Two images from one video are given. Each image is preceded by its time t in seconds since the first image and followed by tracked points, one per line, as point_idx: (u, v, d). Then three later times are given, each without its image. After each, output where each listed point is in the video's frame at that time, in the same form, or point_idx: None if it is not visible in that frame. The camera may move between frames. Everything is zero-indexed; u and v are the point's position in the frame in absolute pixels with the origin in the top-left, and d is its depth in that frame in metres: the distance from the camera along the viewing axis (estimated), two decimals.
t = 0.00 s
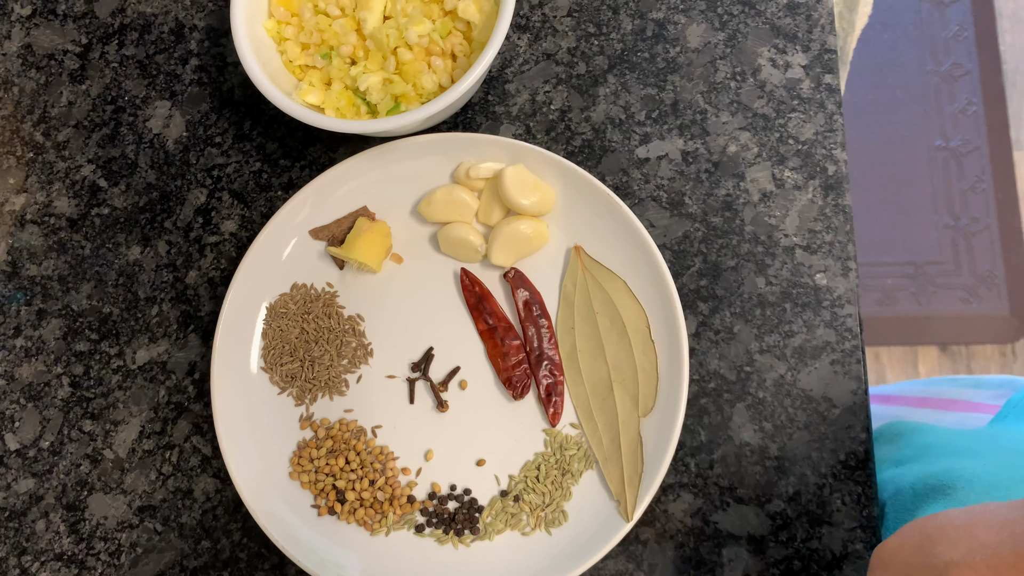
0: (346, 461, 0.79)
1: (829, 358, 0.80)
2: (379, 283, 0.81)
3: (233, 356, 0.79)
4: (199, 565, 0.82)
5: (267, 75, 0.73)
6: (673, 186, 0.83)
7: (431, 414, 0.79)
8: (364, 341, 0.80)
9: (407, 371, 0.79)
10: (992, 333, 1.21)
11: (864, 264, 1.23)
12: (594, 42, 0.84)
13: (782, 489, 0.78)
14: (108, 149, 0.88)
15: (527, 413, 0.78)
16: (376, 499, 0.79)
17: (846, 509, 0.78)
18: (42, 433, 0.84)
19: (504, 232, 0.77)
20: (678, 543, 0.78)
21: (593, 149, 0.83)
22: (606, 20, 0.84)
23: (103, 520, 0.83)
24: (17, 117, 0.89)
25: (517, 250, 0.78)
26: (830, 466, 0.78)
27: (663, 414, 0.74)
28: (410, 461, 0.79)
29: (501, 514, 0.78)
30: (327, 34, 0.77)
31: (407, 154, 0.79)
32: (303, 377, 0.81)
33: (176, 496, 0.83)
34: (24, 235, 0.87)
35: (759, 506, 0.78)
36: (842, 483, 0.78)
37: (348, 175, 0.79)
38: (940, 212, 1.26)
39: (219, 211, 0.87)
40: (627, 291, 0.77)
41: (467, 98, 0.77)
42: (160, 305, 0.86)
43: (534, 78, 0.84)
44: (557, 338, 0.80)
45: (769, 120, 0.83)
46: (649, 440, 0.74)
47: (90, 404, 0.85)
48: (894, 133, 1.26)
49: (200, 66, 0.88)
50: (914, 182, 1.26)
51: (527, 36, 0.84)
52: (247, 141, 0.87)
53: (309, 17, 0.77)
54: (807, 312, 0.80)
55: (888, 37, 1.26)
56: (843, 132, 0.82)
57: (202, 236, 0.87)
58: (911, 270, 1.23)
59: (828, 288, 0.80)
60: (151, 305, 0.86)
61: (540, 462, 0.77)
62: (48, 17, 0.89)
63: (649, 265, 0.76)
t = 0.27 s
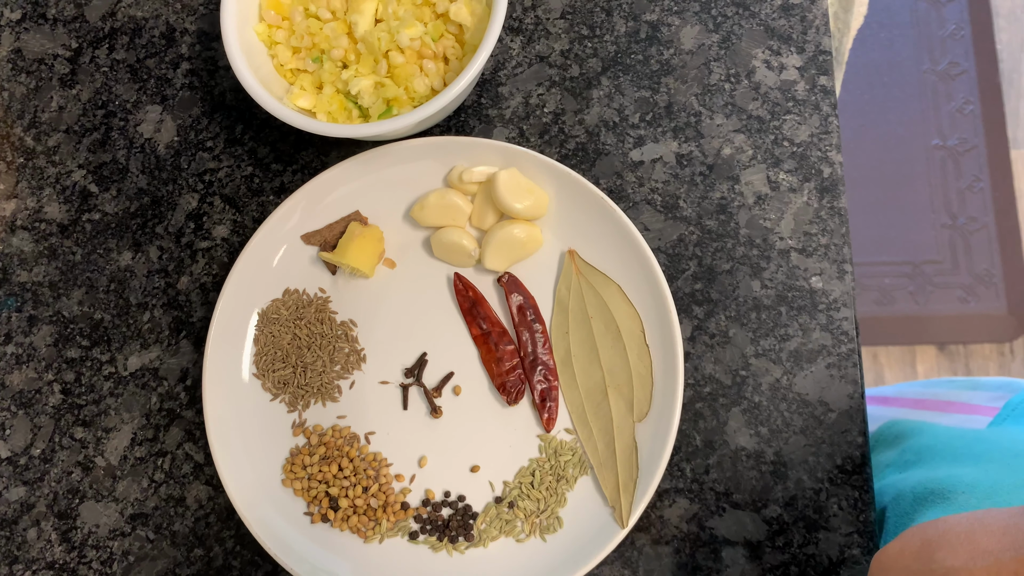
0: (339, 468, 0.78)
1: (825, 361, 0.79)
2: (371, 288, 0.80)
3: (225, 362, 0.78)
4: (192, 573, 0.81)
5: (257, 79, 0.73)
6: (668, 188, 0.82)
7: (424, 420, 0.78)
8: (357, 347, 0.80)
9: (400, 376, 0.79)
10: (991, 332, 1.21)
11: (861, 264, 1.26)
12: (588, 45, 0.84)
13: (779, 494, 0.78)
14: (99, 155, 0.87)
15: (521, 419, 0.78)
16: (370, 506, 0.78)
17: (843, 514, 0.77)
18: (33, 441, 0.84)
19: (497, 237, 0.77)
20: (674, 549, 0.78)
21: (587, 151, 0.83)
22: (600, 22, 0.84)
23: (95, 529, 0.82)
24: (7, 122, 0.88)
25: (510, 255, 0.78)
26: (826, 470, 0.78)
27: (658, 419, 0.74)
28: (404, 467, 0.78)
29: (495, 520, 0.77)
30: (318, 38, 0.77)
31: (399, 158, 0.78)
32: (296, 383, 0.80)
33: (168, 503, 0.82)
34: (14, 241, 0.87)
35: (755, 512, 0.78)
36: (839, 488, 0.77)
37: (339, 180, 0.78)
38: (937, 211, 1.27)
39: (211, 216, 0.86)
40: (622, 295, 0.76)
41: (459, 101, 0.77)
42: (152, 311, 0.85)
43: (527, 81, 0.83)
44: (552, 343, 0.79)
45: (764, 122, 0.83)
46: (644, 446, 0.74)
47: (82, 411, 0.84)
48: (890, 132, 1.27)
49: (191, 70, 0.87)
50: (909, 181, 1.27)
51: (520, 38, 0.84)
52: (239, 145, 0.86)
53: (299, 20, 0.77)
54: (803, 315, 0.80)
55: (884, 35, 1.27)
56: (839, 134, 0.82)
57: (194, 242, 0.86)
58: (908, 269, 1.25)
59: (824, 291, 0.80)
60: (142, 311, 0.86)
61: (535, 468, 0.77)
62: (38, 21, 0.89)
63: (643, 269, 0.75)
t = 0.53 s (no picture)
0: (340, 467, 0.79)
1: (824, 358, 0.79)
2: (372, 287, 0.80)
3: (226, 361, 0.79)
4: (193, 572, 0.81)
5: (257, 78, 0.73)
6: (667, 186, 0.82)
7: (425, 419, 0.78)
8: (357, 345, 0.80)
9: (401, 375, 0.79)
10: (990, 330, 1.22)
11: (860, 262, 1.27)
12: (587, 43, 0.84)
13: (779, 490, 0.78)
14: (99, 154, 0.87)
15: (521, 416, 0.78)
16: (371, 504, 0.78)
17: (843, 510, 0.77)
18: (34, 441, 0.84)
19: (497, 235, 0.77)
20: (675, 546, 0.78)
21: (587, 150, 0.83)
22: (599, 21, 0.84)
23: (96, 528, 0.82)
24: (6, 122, 0.88)
25: (510, 253, 0.78)
26: (826, 467, 0.78)
27: (658, 416, 0.74)
28: (405, 466, 0.79)
29: (496, 518, 0.78)
30: (318, 37, 0.77)
31: (399, 157, 0.78)
32: (297, 382, 0.80)
33: (170, 502, 0.82)
34: (14, 241, 0.87)
35: (756, 508, 0.78)
36: (838, 484, 0.78)
37: (339, 179, 0.78)
38: (936, 208, 1.27)
39: (211, 216, 0.86)
40: (621, 293, 0.76)
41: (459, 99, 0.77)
42: (153, 310, 0.86)
43: (526, 80, 0.84)
44: (552, 341, 0.79)
45: (762, 120, 0.83)
46: (644, 443, 0.74)
47: (83, 411, 0.84)
48: (888, 130, 1.28)
49: (191, 69, 0.87)
50: (908, 179, 1.27)
51: (519, 37, 0.84)
52: (238, 145, 0.86)
53: (299, 20, 0.77)
54: (802, 312, 0.80)
55: (882, 33, 1.28)
56: (837, 132, 0.82)
57: (194, 241, 0.86)
58: (907, 267, 1.25)
59: (823, 288, 0.80)
60: (143, 310, 0.86)
61: (536, 466, 0.77)
62: (37, 21, 0.89)
63: (643, 266, 0.75)
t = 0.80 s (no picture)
0: (336, 468, 0.79)
1: (820, 359, 0.79)
2: (367, 288, 0.80)
3: (221, 362, 0.78)
4: (188, 573, 0.81)
5: (252, 79, 0.72)
6: (663, 187, 0.82)
7: (421, 420, 0.78)
8: (352, 346, 0.80)
9: (396, 376, 0.79)
10: (988, 329, 1.22)
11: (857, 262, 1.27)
12: (582, 44, 0.84)
13: (774, 491, 0.78)
14: (94, 155, 0.87)
15: (517, 417, 0.78)
16: (366, 505, 0.78)
17: (838, 511, 0.77)
18: (29, 442, 0.84)
19: (492, 236, 0.77)
20: (670, 547, 0.78)
21: (582, 150, 0.83)
22: (594, 21, 0.84)
23: (91, 529, 0.82)
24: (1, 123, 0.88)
25: (505, 254, 0.78)
26: (822, 467, 0.78)
27: (653, 417, 0.74)
28: (400, 467, 0.78)
29: (492, 519, 0.77)
30: (312, 37, 0.77)
31: (394, 158, 0.78)
32: (292, 383, 0.80)
33: (165, 503, 0.82)
34: (9, 242, 0.86)
35: (751, 509, 0.78)
36: (834, 485, 0.78)
37: (334, 180, 0.78)
38: (932, 208, 1.28)
39: (206, 216, 0.86)
40: (617, 294, 0.76)
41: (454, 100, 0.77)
42: (147, 311, 0.85)
43: (522, 80, 0.83)
44: (548, 341, 0.79)
45: (758, 120, 0.83)
46: (640, 444, 0.74)
47: (77, 412, 0.84)
48: (885, 129, 1.28)
49: (186, 70, 0.87)
50: (905, 178, 1.27)
51: (514, 37, 0.84)
52: (233, 145, 0.86)
53: (294, 20, 0.76)
54: (797, 313, 0.80)
55: (879, 33, 1.28)
56: (833, 132, 0.82)
57: (189, 242, 0.86)
58: (906, 267, 1.25)
59: (818, 289, 0.80)
60: (137, 311, 0.85)
61: (531, 467, 0.77)
62: (31, 22, 0.88)
63: (638, 267, 0.75)
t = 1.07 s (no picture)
0: (337, 467, 0.79)
1: (822, 359, 0.79)
2: (369, 288, 0.80)
3: (223, 361, 0.78)
4: (190, 573, 0.81)
5: (254, 78, 0.72)
6: (665, 187, 0.82)
7: (423, 420, 0.78)
8: (354, 346, 0.80)
9: (398, 375, 0.79)
10: (988, 330, 1.22)
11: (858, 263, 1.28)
12: (585, 44, 0.84)
13: (776, 491, 0.78)
14: (95, 154, 0.87)
15: (519, 417, 0.78)
16: (368, 505, 0.78)
17: (840, 512, 0.77)
18: (30, 441, 0.84)
19: (495, 236, 0.77)
20: (672, 547, 0.78)
21: (585, 150, 0.83)
22: (597, 21, 0.84)
23: (92, 528, 0.82)
24: (3, 121, 0.88)
25: (507, 254, 0.78)
26: (824, 468, 0.78)
27: (655, 418, 0.74)
28: (402, 466, 0.78)
29: (493, 519, 0.77)
30: (315, 37, 0.77)
31: (397, 157, 0.78)
32: (294, 382, 0.80)
33: (166, 503, 0.82)
34: (11, 241, 0.86)
35: (753, 510, 0.78)
36: (836, 486, 0.78)
37: (337, 179, 0.78)
38: (933, 209, 1.28)
39: (208, 215, 0.86)
40: (619, 294, 0.76)
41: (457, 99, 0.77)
42: (149, 310, 0.85)
43: (524, 80, 0.83)
44: (550, 342, 0.79)
45: (760, 121, 0.83)
46: (642, 445, 0.74)
47: (79, 411, 0.84)
48: (885, 130, 1.28)
49: (188, 69, 0.87)
50: (905, 178, 1.28)
51: (517, 37, 0.84)
52: (236, 144, 0.86)
53: (296, 20, 0.76)
54: (799, 313, 0.80)
55: (880, 33, 1.28)
56: (836, 133, 0.82)
57: (190, 241, 0.86)
58: (906, 267, 1.26)
59: (820, 290, 0.80)
60: (139, 311, 0.85)
61: (533, 467, 0.77)
62: (34, 20, 0.88)
63: (640, 267, 0.75)
